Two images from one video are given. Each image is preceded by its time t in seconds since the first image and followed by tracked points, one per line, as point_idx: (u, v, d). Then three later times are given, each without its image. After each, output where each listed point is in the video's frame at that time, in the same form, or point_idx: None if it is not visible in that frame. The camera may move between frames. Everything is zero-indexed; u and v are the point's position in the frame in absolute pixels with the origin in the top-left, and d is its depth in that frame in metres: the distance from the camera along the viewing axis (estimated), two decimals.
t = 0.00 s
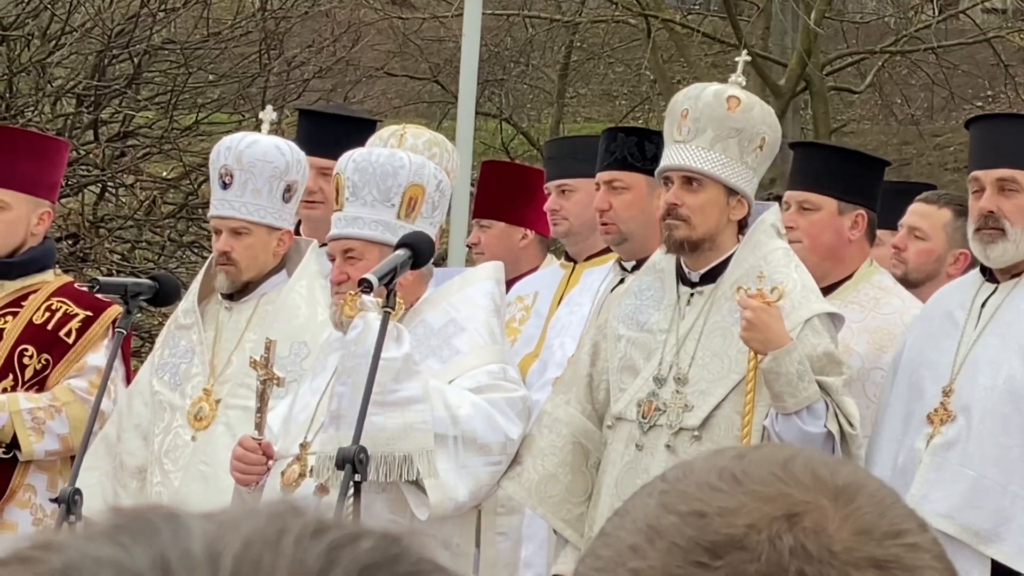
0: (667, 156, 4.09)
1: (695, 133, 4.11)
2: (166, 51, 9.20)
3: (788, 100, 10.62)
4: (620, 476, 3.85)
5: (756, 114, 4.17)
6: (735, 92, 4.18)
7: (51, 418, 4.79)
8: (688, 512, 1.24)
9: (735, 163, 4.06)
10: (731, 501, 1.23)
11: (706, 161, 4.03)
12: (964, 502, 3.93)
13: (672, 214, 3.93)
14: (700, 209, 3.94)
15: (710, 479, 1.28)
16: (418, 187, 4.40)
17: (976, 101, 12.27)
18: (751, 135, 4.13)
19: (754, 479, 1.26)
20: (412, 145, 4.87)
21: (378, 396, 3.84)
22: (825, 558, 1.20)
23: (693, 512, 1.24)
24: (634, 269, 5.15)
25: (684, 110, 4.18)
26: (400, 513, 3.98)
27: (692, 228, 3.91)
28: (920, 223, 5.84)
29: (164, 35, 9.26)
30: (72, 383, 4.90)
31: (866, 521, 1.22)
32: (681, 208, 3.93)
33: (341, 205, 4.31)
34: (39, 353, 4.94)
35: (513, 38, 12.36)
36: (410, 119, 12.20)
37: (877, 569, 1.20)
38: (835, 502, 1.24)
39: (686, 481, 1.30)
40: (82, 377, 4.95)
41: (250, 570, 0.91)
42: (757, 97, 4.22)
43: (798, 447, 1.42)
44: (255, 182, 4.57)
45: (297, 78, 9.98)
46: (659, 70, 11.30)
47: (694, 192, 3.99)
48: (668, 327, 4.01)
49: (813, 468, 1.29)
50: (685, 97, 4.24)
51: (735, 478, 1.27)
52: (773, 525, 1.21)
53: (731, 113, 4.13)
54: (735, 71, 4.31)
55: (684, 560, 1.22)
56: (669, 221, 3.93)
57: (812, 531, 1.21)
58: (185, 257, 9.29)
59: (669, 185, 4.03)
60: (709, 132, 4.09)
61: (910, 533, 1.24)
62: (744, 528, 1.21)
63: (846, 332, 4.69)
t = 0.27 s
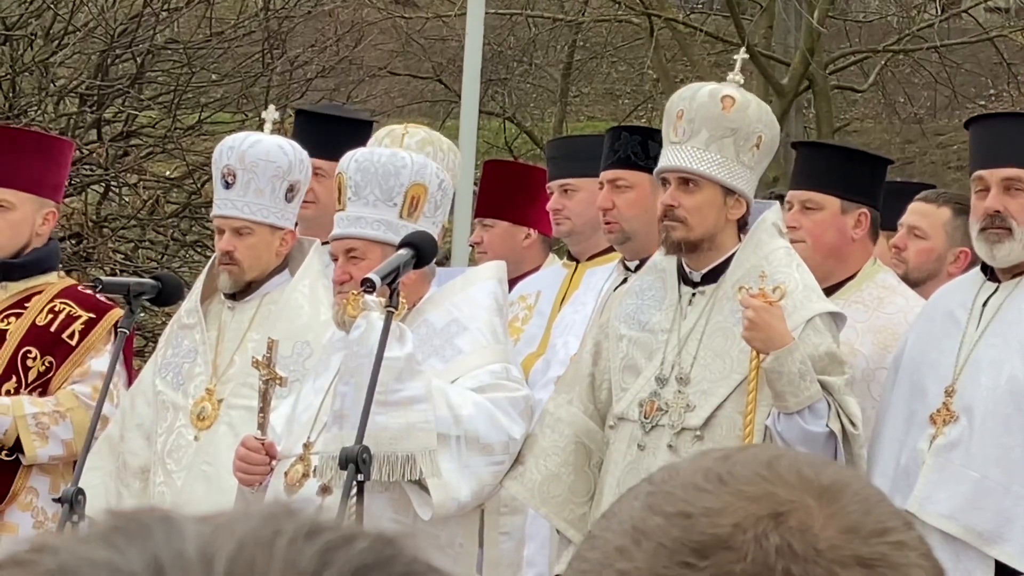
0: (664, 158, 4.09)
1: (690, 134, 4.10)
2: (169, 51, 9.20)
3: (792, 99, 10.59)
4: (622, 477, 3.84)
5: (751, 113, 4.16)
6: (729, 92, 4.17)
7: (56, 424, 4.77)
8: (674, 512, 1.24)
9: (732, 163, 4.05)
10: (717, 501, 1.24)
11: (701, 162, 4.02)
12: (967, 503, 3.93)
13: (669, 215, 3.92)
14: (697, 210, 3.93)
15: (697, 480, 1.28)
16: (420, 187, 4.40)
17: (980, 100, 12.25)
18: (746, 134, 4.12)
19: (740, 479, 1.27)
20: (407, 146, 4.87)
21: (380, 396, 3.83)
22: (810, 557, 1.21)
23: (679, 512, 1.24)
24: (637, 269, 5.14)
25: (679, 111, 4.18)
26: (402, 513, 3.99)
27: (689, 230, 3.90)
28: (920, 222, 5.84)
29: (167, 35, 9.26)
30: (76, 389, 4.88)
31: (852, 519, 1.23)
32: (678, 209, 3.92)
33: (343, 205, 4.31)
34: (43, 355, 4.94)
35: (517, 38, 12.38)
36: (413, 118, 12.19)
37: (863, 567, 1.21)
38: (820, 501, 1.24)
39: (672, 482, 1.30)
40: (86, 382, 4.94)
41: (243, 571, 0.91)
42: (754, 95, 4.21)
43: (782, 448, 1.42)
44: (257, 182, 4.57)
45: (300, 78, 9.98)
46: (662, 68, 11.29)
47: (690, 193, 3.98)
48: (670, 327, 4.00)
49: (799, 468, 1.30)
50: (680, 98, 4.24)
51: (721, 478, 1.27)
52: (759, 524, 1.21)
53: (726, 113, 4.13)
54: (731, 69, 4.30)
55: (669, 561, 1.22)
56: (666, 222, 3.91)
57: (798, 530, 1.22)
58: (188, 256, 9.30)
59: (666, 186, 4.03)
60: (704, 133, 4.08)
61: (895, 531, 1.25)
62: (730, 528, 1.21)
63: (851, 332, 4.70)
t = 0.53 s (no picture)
0: (665, 159, 4.08)
1: (690, 135, 4.10)
2: (171, 51, 9.19)
3: (795, 98, 10.59)
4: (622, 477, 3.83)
5: (751, 113, 4.15)
6: (729, 92, 4.17)
7: (59, 425, 4.77)
8: (657, 510, 1.24)
9: (733, 163, 4.04)
10: (700, 498, 1.23)
11: (703, 163, 4.01)
12: (969, 502, 3.93)
13: (672, 216, 3.91)
14: (698, 211, 3.92)
15: (679, 477, 1.28)
16: (422, 186, 4.40)
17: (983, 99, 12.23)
18: (746, 134, 4.12)
19: (723, 475, 1.26)
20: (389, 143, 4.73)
21: (383, 396, 3.84)
22: (795, 553, 1.20)
23: (662, 510, 1.24)
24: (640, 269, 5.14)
25: (679, 111, 4.19)
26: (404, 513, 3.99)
27: (692, 230, 3.89)
28: (923, 221, 5.83)
29: (169, 34, 9.26)
30: (79, 391, 4.88)
31: (835, 515, 1.23)
32: (681, 210, 3.91)
33: (344, 205, 4.30)
34: (46, 356, 4.94)
35: (520, 37, 12.37)
36: (417, 118, 12.20)
37: (847, 563, 1.21)
38: (804, 497, 1.24)
39: (655, 479, 1.30)
40: (90, 384, 4.93)
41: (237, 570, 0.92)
42: (754, 95, 4.21)
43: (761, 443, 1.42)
44: (259, 182, 4.56)
45: (303, 77, 9.99)
46: (665, 68, 11.29)
47: (692, 194, 3.97)
48: (673, 327, 3.99)
49: (782, 464, 1.30)
50: (680, 98, 4.25)
51: (703, 476, 1.26)
52: (742, 521, 1.21)
53: (726, 113, 4.12)
54: (729, 67, 4.30)
55: (654, 558, 1.22)
56: (669, 223, 3.91)
57: (782, 526, 1.22)
58: (192, 256, 9.33)
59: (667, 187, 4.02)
60: (705, 133, 4.08)
61: (878, 527, 1.25)
62: (714, 525, 1.21)
63: (854, 332, 4.68)
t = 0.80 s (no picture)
0: (673, 160, 4.06)
1: (701, 136, 4.07)
2: (175, 50, 9.20)
3: (798, 99, 10.57)
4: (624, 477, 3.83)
5: (760, 115, 4.15)
6: (739, 93, 4.17)
7: (63, 426, 4.76)
8: (643, 510, 1.25)
9: (741, 164, 4.04)
10: (685, 499, 1.24)
11: (714, 164, 3.99)
12: (971, 501, 3.92)
13: (683, 218, 3.90)
14: (711, 213, 3.91)
15: (663, 476, 1.29)
16: (426, 187, 4.39)
17: (985, 99, 12.23)
18: (756, 135, 4.11)
19: (707, 475, 1.28)
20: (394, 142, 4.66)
21: (385, 397, 3.82)
22: (779, 553, 1.22)
23: (647, 510, 1.25)
24: (644, 269, 5.12)
25: (688, 113, 4.14)
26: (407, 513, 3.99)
27: (704, 232, 3.88)
28: (928, 220, 5.83)
29: (173, 35, 9.27)
30: (82, 391, 4.88)
31: (820, 514, 1.24)
32: (692, 212, 3.90)
33: (348, 206, 4.30)
34: (49, 357, 4.94)
35: (523, 38, 12.28)
36: (420, 118, 12.20)
37: (833, 562, 1.22)
38: (789, 496, 1.26)
39: (639, 479, 1.31)
40: (93, 385, 4.92)
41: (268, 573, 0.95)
42: (761, 96, 4.21)
43: (741, 442, 1.44)
44: (262, 182, 4.56)
45: (306, 77, 10.00)
46: (669, 68, 11.28)
47: (705, 196, 3.95)
48: (677, 327, 3.99)
49: (767, 465, 1.31)
50: (686, 98, 4.21)
51: (688, 475, 1.28)
52: (728, 521, 1.23)
53: (736, 114, 4.12)
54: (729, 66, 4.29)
55: (640, 558, 1.23)
56: (680, 225, 3.89)
57: (767, 526, 1.23)
58: (195, 256, 9.34)
59: (677, 189, 3.99)
60: (716, 135, 4.06)
61: (863, 526, 1.26)
62: (700, 525, 1.22)
63: (859, 333, 4.66)
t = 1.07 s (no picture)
0: (684, 160, 4.02)
1: (714, 137, 4.05)
2: (178, 50, 9.20)
3: (802, 98, 10.55)
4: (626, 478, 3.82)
5: (769, 115, 4.16)
6: (750, 93, 4.16)
7: (69, 427, 4.75)
8: (629, 506, 1.25)
9: (752, 164, 4.02)
10: (672, 494, 1.24)
11: (727, 165, 3.97)
12: (974, 500, 3.88)
13: (696, 219, 3.87)
14: (725, 213, 3.89)
15: (651, 473, 1.29)
16: (429, 186, 4.39)
17: (989, 99, 12.23)
18: (767, 135, 4.11)
19: (694, 471, 1.27)
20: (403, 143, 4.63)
21: (389, 395, 3.85)
22: (767, 549, 1.22)
23: (634, 506, 1.25)
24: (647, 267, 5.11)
25: (700, 114, 4.11)
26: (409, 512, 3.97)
27: (718, 233, 3.86)
28: (932, 220, 5.83)
29: (176, 34, 9.27)
30: (88, 392, 4.86)
31: (807, 511, 1.24)
32: (707, 212, 3.88)
33: (351, 205, 4.30)
34: (54, 358, 4.91)
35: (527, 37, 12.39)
36: (424, 117, 12.21)
37: (820, 558, 1.22)
38: (775, 493, 1.26)
39: (626, 476, 1.31)
40: (98, 385, 4.91)
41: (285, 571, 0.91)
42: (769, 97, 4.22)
43: (730, 439, 1.44)
44: (264, 181, 4.56)
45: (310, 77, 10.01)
46: (673, 68, 11.26)
47: (719, 197, 3.93)
48: (683, 326, 3.99)
49: (754, 461, 1.32)
50: (695, 97, 4.18)
51: (675, 471, 1.28)
52: (715, 517, 1.22)
53: (748, 115, 4.12)
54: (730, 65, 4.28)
55: (627, 555, 1.23)
56: (693, 226, 3.87)
57: (755, 522, 1.22)
58: (198, 257, 9.30)
59: (689, 190, 3.96)
60: (729, 135, 4.04)
61: (850, 522, 1.26)
62: (687, 521, 1.22)
63: (864, 332, 4.64)
